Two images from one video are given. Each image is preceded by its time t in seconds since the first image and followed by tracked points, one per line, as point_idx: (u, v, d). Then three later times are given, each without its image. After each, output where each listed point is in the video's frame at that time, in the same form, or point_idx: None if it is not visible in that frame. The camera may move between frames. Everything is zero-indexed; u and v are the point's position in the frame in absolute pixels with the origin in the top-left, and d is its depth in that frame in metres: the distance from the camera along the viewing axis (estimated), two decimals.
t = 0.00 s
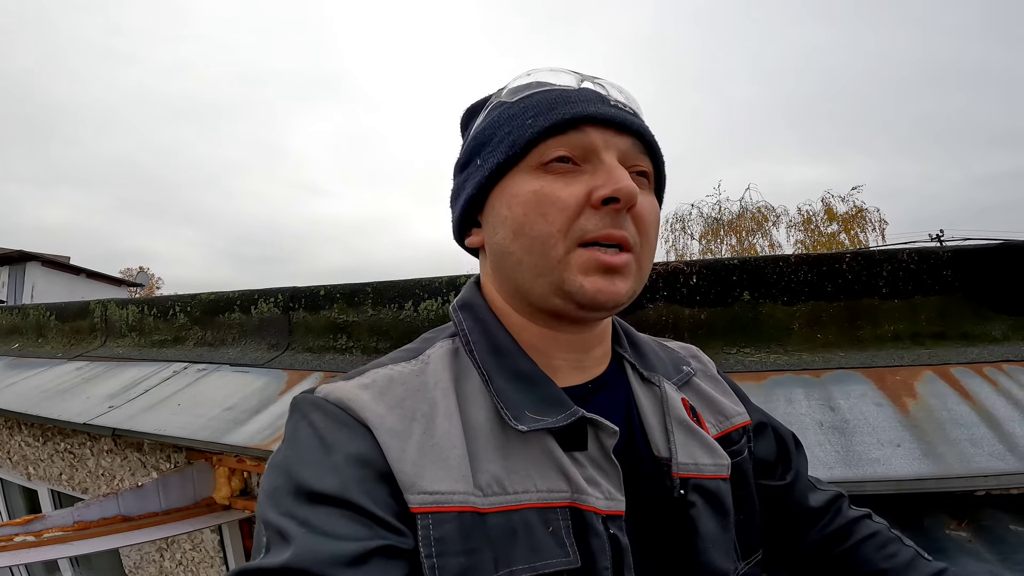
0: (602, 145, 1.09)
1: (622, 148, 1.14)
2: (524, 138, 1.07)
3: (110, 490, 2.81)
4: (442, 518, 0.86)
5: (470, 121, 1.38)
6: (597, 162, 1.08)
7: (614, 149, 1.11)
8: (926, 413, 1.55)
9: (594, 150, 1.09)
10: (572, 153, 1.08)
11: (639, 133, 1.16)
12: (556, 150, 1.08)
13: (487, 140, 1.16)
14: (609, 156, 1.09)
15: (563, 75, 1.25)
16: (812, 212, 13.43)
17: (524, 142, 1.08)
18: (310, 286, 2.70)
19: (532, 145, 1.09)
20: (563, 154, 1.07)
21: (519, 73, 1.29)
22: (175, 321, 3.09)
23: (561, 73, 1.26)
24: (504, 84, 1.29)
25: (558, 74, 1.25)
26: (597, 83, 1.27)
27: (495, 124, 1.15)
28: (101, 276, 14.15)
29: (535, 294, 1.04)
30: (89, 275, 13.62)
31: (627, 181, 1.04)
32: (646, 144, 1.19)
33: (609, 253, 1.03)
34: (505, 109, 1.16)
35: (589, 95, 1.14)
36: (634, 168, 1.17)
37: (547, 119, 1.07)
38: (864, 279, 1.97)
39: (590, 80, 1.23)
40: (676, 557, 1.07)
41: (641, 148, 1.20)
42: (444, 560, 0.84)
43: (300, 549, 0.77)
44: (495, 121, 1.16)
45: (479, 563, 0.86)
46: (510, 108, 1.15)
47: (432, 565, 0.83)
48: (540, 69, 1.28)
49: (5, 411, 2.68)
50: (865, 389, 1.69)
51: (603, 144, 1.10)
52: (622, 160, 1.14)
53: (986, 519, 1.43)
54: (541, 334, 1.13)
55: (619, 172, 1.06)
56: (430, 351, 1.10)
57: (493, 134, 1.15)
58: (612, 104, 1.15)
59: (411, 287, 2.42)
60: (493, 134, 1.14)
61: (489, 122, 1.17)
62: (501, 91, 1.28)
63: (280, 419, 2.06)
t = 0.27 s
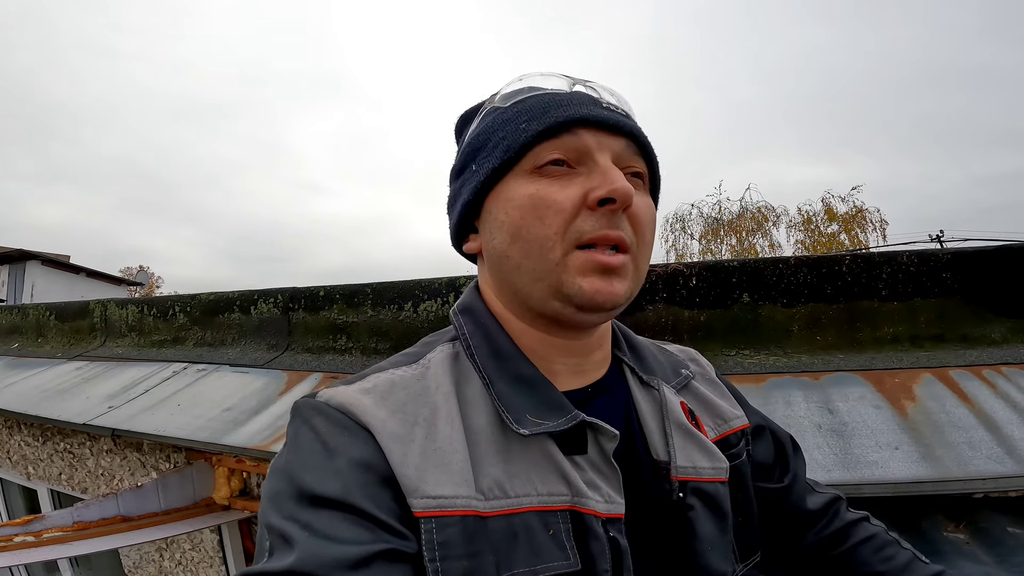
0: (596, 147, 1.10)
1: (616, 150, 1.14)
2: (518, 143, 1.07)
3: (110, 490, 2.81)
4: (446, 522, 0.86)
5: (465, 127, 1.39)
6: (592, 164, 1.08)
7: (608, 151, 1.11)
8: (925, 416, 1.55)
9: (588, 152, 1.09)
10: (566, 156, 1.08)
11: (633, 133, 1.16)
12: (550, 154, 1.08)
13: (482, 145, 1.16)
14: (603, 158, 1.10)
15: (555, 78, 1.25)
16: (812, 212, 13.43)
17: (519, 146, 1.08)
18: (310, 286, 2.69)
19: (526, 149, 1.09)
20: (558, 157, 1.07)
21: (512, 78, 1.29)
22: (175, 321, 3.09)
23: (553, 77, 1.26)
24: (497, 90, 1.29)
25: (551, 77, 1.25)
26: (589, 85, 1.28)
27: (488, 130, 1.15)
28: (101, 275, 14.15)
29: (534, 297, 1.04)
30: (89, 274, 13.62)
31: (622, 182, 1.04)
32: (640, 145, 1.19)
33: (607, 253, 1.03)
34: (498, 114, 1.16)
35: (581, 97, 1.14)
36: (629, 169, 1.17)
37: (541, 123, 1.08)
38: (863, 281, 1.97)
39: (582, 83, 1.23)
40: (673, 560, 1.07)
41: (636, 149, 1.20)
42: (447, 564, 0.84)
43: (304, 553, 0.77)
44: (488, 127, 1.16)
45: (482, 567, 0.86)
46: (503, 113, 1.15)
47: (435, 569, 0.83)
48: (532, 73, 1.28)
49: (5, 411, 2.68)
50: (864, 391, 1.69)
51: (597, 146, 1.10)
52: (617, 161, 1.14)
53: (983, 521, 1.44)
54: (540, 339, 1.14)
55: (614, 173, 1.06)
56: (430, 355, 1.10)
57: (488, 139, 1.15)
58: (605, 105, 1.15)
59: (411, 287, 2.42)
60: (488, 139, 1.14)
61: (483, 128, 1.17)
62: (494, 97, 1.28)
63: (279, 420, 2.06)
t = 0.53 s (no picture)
0: (586, 148, 1.09)
1: (607, 150, 1.13)
2: (510, 147, 1.07)
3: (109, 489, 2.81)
4: (449, 522, 0.86)
5: (456, 133, 1.39)
6: (583, 165, 1.08)
7: (599, 152, 1.11)
8: (925, 418, 1.55)
9: (579, 154, 1.08)
10: (557, 158, 1.08)
11: (623, 133, 1.16)
12: (541, 157, 1.07)
13: (473, 151, 1.16)
14: (594, 159, 1.09)
15: (543, 80, 1.25)
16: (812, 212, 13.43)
17: (510, 151, 1.07)
18: (310, 286, 2.69)
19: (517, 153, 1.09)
20: (549, 160, 1.07)
21: (501, 83, 1.29)
22: (175, 320, 3.09)
23: (541, 79, 1.26)
24: (487, 95, 1.29)
25: (540, 80, 1.24)
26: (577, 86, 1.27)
27: (479, 136, 1.15)
28: (101, 274, 14.14)
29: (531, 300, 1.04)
30: (89, 273, 13.62)
31: (614, 183, 1.03)
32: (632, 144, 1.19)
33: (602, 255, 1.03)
34: (488, 119, 1.16)
35: (570, 99, 1.13)
36: (621, 169, 1.17)
37: (530, 126, 1.07)
38: (864, 283, 1.97)
39: (570, 84, 1.23)
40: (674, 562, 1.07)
41: (628, 148, 1.19)
42: (451, 565, 0.84)
43: (309, 554, 0.77)
44: (479, 133, 1.16)
45: (486, 568, 0.86)
46: (493, 118, 1.15)
47: (439, 570, 0.83)
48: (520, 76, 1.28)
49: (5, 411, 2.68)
50: (864, 393, 1.69)
51: (588, 147, 1.09)
52: (608, 161, 1.14)
53: (983, 523, 1.44)
54: (541, 341, 1.14)
55: (605, 174, 1.06)
56: (432, 357, 1.10)
57: (479, 144, 1.15)
58: (594, 106, 1.15)
59: (411, 288, 2.42)
60: (479, 145, 1.14)
61: (474, 134, 1.17)
62: (484, 101, 1.28)
63: (279, 420, 2.06)
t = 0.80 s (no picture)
0: (587, 146, 1.09)
1: (608, 147, 1.13)
2: (509, 147, 1.07)
3: (109, 489, 2.81)
4: (452, 523, 0.86)
5: (454, 134, 1.39)
6: (584, 163, 1.07)
7: (600, 149, 1.10)
8: (927, 418, 1.55)
9: (580, 152, 1.08)
10: (558, 156, 1.07)
11: (624, 129, 1.16)
12: (542, 155, 1.07)
13: (473, 152, 1.15)
14: (595, 156, 1.09)
15: (540, 78, 1.25)
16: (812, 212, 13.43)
17: (510, 150, 1.07)
18: (310, 285, 2.69)
19: (517, 152, 1.08)
20: (549, 158, 1.07)
21: (498, 82, 1.29)
22: (175, 319, 3.09)
23: (538, 78, 1.26)
24: (484, 95, 1.28)
25: (537, 78, 1.24)
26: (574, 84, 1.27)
27: (478, 135, 1.15)
28: (100, 273, 14.15)
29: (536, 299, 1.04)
30: (89, 271, 13.64)
31: (616, 180, 1.03)
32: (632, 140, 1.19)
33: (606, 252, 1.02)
34: (487, 118, 1.16)
35: (569, 96, 1.13)
36: (623, 165, 1.16)
37: (530, 125, 1.07)
38: (866, 283, 1.96)
39: (567, 82, 1.23)
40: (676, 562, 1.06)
41: (628, 145, 1.19)
42: (454, 565, 0.84)
43: (312, 555, 0.76)
44: (478, 132, 1.15)
45: (489, 569, 0.86)
46: (491, 118, 1.14)
47: (442, 570, 0.83)
48: (517, 75, 1.28)
49: (5, 410, 2.68)
50: (866, 393, 1.69)
51: (589, 144, 1.09)
52: (610, 158, 1.13)
53: (985, 523, 1.43)
54: (540, 341, 1.13)
55: (607, 171, 1.06)
56: (434, 357, 1.10)
57: (478, 145, 1.14)
58: (593, 102, 1.14)
59: (412, 287, 2.42)
60: (479, 145, 1.14)
61: (472, 134, 1.17)
62: (482, 101, 1.28)
63: (280, 419, 2.05)
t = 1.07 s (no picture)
0: (605, 146, 1.09)
1: (625, 148, 1.13)
2: (527, 144, 1.06)
3: (110, 488, 2.81)
4: (459, 522, 0.86)
5: (463, 127, 1.37)
6: (602, 163, 1.07)
7: (617, 150, 1.11)
8: (930, 418, 1.55)
9: (598, 152, 1.08)
10: (577, 156, 1.07)
11: (639, 130, 1.16)
12: (561, 154, 1.06)
13: (487, 146, 1.14)
14: (613, 156, 1.09)
15: (555, 76, 1.25)
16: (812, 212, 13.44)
17: (528, 147, 1.06)
18: (312, 284, 2.69)
19: (536, 149, 1.08)
20: (568, 157, 1.06)
21: (512, 77, 1.28)
22: (176, 318, 3.08)
23: (553, 75, 1.25)
24: (497, 89, 1.27)
25: (552, 75, 1.24)
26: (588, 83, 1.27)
27: (494, 130, 1.14)
28: (100, 272, 14.13)
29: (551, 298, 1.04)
30: (89, 270, 13.64)
31: (635, 182, 1.03)
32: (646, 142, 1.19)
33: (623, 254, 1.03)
34: (503, 113, 1.15)
35: (587, 95, 1.13)
36: (637, 167, 1.17)
37: (549, 122, 1.06)
38: (869, 282, 1.96)
39: (583, 81, 1.23)
40: (682, 561, 1.07)
41: (643, 146, 1.19)
42: (462, 564, 0.84)
43: (320, 554, 0.77)
44: (494, 127, 1.14)
45: (496, 568, 0.86)
46: (507, 113, 1.13)
47: (450, 569, 0.83)
48: (531, 70, 1.27)
49: (6, 408, 2.68)
50: (869, 392, 1.69)
51: (607, 145, 1.09)
52: (626, 159, 1.13)
53: (987, 522, 1.44)
54: (546, 340, 1.13)
55: (626, 172, 1.06)
56: (439, 356, 1.10)
57: (494, 139, 1.13)
58: (611, 103, 1.14)
59: (414, 286, 2.41)
60: (494, 140, 1.13)
61: (487, 128, 1.16)
62: (495, 95, 1.26)
63: (282, 418, 2.05)
